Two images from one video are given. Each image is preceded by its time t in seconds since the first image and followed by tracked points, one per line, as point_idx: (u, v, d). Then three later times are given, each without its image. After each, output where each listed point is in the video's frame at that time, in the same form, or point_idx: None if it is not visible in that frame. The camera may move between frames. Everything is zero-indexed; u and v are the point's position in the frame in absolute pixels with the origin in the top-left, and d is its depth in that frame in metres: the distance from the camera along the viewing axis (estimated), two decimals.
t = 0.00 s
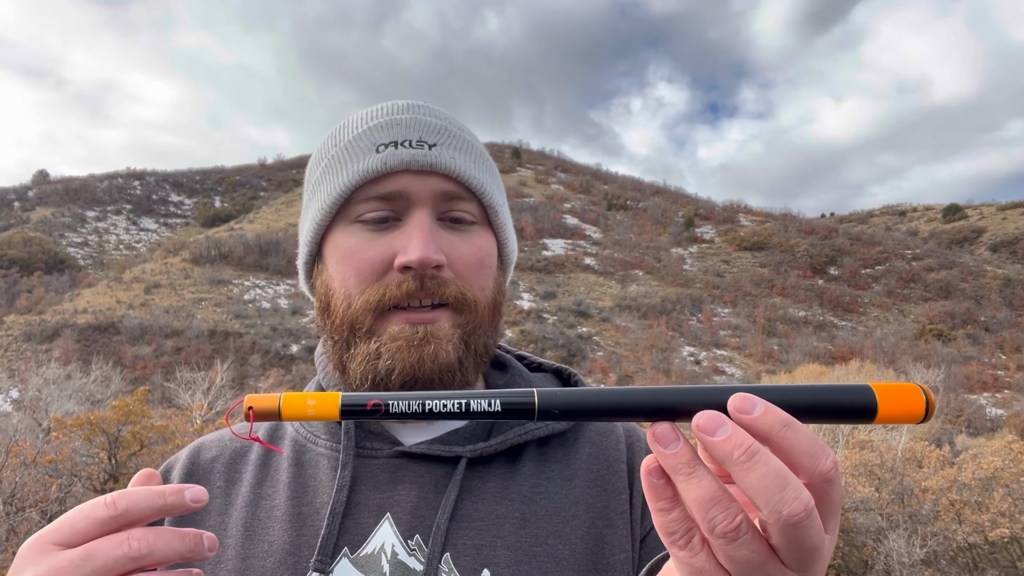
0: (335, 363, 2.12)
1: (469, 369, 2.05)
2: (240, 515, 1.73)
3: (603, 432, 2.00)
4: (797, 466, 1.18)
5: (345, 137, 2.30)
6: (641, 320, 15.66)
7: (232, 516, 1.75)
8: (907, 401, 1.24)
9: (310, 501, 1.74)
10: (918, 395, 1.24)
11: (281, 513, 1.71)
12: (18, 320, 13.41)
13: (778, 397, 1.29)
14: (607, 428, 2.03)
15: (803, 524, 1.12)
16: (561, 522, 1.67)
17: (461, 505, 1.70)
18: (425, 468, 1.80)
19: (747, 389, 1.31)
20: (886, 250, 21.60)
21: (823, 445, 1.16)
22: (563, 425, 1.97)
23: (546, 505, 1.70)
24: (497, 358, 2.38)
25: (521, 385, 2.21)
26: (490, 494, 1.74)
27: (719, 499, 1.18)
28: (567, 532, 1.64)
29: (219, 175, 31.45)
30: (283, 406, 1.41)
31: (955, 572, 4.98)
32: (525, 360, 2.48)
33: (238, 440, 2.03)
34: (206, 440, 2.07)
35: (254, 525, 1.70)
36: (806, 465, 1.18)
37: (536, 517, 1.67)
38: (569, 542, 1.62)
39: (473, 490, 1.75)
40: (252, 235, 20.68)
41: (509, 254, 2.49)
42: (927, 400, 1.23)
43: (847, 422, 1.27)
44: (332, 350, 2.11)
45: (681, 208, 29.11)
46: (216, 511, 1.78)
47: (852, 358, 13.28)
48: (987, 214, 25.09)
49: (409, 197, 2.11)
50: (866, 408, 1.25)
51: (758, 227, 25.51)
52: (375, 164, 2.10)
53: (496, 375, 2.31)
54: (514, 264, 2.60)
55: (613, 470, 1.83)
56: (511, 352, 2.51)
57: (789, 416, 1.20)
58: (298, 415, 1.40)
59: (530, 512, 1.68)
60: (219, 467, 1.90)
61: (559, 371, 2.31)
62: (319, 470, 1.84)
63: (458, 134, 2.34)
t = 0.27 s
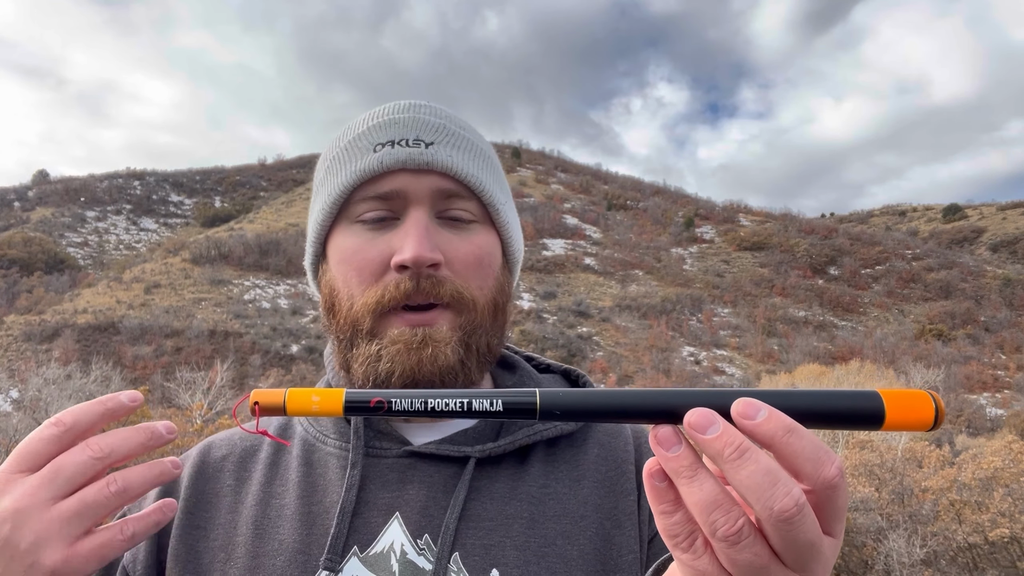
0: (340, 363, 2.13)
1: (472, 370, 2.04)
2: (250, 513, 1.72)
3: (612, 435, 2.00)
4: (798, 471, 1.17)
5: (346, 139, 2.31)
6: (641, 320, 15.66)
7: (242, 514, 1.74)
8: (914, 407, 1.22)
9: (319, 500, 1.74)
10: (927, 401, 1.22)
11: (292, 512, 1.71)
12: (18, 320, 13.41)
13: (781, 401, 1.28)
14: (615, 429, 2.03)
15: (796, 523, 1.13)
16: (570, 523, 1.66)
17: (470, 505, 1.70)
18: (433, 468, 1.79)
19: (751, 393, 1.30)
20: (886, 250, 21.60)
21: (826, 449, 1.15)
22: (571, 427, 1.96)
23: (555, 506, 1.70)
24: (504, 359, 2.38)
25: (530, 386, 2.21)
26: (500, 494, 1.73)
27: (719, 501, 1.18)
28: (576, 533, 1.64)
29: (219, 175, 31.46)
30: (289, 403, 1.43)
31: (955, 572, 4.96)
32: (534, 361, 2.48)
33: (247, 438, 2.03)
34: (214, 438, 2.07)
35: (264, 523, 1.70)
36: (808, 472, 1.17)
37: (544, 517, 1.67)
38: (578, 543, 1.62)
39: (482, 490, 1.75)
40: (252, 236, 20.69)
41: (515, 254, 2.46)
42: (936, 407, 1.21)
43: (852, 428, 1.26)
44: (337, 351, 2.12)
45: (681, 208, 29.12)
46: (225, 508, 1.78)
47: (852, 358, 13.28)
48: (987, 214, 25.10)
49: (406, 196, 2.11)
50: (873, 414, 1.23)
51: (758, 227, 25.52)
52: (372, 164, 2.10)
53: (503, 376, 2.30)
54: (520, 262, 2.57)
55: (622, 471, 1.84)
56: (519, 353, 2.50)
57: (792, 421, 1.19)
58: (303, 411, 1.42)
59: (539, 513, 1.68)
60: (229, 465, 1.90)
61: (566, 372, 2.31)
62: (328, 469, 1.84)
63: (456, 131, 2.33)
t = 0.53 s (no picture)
0: (343, 363, 2.12)
1: (476, 370, 2.03)
2: (256, 512, 1.72)
3: (619, 436, 1.99)
4: (801, 479, 1.17)
5: (349, 134, 2.31)
6: (641, 320, 15.66)
7: (248, 513, 1.74)
8: (922, 412, 1.20)
9: (325, 499, 1.74)
10: (936, 406, 1.21)
11: (298, 511, 1.71)
12: (18, 320, 13.41)
13: (784, 406, 1.28)
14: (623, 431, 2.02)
15: (797, 530, 1.12)
16: (576, 525, 1.66)
17: (476, 507, 1.70)
18: (439, 469, 1.80)
19: (753, 399, 1.29)
20: (886, 250, 21.59)
21: (828, 457, 1.15)
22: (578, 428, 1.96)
23: (561, 508, 1.70)
24: (512, 357, 2.37)
25: (537, 386, 2.20)
26: (506, 495, 1.73)
27: (721, 509, 1.18)
28: (582, 535, 1.64)
29: (219, 175, 31.46)
30: (291, 409, 1.43)
31: (955, 572, 4.96)
32: (542, 360, 2.48)
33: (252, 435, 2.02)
34: (219, 436, 2.06)
35: (270, 522, 1.70)
36: (812, 480, 1.16)
37: (550, 519, 1.66)
38: (584, 545, 1.62)
39: (488, 491, 1.75)
40: (252, 236, 20.69)
41: (522, 249, 2.44)
42: (945, 413, 1.19)
43: (858, 433, 1.25)
44: (341, 350, 2.13)
45: (681, 208, 29.12)
46: (231, 507, 1.78)
47: (852, 358, 13.27)
48: (987, 214, 25.10)
49: (409, 189, 2.11)
50: (879, 420, 1.22)
51: (758, 227, 25.51)
52: (374, 157, 2.10)
53: (509, 375, 2.30)
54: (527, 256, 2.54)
55: (628, 472, 1.84)
56: (524, 351, 2.50)
57: (796, 428, 1.18)
58: (305, 418, 1.42)
59: (545, 515, 1.68)
60: (234, 463, 1.90)
61: (574, 371, 2.31)
62: (335, 468, 1.84)
63: (460, 124, 2.31)
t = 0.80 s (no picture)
0: (343, 366, 2.12)
1: (475, 370, 2.02)
2: (255, 512, 1.72)
3: (624, 439, 1.99)
4: (798, 485, 1.16)
5: (348, 134, 2.30)
6: (641, 320, 15.66)
7: (248, 512, 1.75)
8: (924, 417, 1.20)
9: (323, 500, 1.74)
10: (940, 411, 1.20)
11: (296, 512, 1.71)
12: (18, 321, 13.41)
13: (785, 410, 1.28)
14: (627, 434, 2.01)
15: (795, 536, 1.12)
16: (577, 531, 1.66)
17: (476, 511, 1.70)
18: (439, 471, 1.80)
19: (751, 404, 1.29)
20: (886, 250, 21.59)
21: (826, 463, 1.14)
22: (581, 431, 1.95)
23: (562, 513, 1.70)
24: (517, 356, 2.37)
25: (540, 387, 2.20)
26: (506, 500, 1.73)
27: (718, 514, 1.18)
28: (583, 542, 1.64)
29: (219, 175, 31.46)
30: (281, 411, 1.44)
31: (955, 572, 4.96)
32: (548, 359, 2.47)
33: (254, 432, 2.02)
34: (221, 431, 2.07)
35: (268, 523, 1.70)
36: (809, 486, 1.16)
37: (551, 525, 1.67)
38: (584, 551, 1.62)
39: (488, 494, 1.74)
40: (252, 236, 20.69)
41: (528, 251, 2.42)
42: (949, 418, 1.18)
43: (859, 438, 1.25)
44: (339, 352, 2.12)
45: (681, 208, 29.13)
46: (232, 506, 1.78)
47: (852, 358, 13.27)
48: (987, 214, 25.10)
49: (407, 196, 2.10)
50: (882, 424, 1.22)
51: (758, 227, 25.53)
52: (372, 164, 2.09)
53: (514, 372, 2.30)
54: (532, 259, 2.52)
55: (632, 478, 1.85)
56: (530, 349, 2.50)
57: (794, 434, 1.18)
58: (296, 420, 1.43)
59: (546, 520, 1.68)
60: (235, 460, 1.90)
61: (580, 370, 2.30)
62: (334, 468, 1.83)
63: (461, 126, 2.29)
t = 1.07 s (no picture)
0: (347, 371, 2.13)
1: (480, 370, 2.00)
2: (261, 517, 1.73)
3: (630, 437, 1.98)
4: (797, 495, 1.16)
5: (342, 137, 2.30)
6: (641, 320, 15.66)
7: (254, 518, 1.75)
8: (931, 420, 1.19)
9: (328, 503, 1.74)
10: (948, 415, 1.19)
11: (301, 516, 1.71)
12: (18, 320, 13.41)
13: (786, 415, 1.27)
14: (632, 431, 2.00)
15: (794, 546, 1.12)
16: (582, 529, 1.66)
17: (480, 511, 1.70)
18: (443, 471, 1.80)
19: (751, 409, 1.29)
20: (886, 250, 21.58)
21: (827, 472, 1.13)
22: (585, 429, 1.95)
23: (567, 511, 1.70)
24: (521, 355, 2.37)
25: (545, 384, 2.19)
26: (510, 499, 1.73)
27: (716, 522, 1.18)
28: (588, 540, 1.63)
29: (219, 175, 31.47)
30: (275, 421, 1.43)
31: (955, 572, 4.96)
32: (553, 356, 2.47)
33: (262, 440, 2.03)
34: (230, 439, 2.08)
35: (275, 527, 1.70)
36: (810, 496, 1.15)
37: (556, 523, 1.66)
38: (589, 550, 1.61)
39: (492, 494, 1.74)
40: (252, 236, 20.69)
41: (526, 248, 2.42)
42: (956, 422, 1.18)
43: (864, 444, 1.24)
44: (343, 358, 2.13)
45: (681, 208, 29.12)
46: (240, 512, 1.78)
47: (852, 358, 13.26)
48: (987, 214, 25.09)
49: (404, 195, 2.10)
50: (887, 428, 1.21)
51: (758, 227, 25.52)
52: (368, 164, 2.10)
53: (518, 373, 2.31)
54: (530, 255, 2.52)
55: (638, 474, 1.84)
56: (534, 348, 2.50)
57: (793, 441, 1.17)
58: (290, 430, 1.43)
59: (550, 519, 1.68)
60: (243, 468, 1.90)
61: (584, 366, 2.29)
62: (339, 472, 1.83)
63: (455, 123, 2.29)
